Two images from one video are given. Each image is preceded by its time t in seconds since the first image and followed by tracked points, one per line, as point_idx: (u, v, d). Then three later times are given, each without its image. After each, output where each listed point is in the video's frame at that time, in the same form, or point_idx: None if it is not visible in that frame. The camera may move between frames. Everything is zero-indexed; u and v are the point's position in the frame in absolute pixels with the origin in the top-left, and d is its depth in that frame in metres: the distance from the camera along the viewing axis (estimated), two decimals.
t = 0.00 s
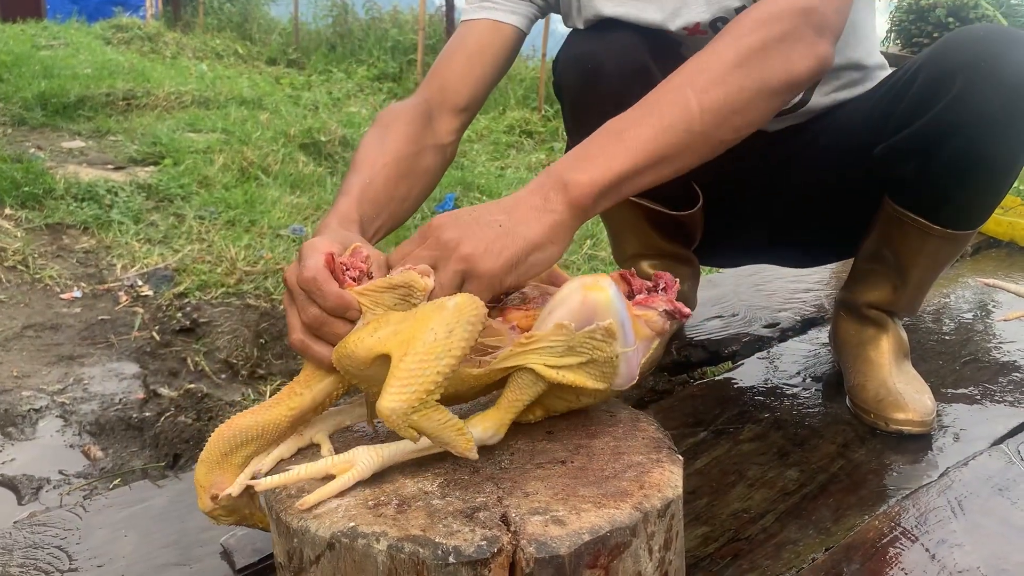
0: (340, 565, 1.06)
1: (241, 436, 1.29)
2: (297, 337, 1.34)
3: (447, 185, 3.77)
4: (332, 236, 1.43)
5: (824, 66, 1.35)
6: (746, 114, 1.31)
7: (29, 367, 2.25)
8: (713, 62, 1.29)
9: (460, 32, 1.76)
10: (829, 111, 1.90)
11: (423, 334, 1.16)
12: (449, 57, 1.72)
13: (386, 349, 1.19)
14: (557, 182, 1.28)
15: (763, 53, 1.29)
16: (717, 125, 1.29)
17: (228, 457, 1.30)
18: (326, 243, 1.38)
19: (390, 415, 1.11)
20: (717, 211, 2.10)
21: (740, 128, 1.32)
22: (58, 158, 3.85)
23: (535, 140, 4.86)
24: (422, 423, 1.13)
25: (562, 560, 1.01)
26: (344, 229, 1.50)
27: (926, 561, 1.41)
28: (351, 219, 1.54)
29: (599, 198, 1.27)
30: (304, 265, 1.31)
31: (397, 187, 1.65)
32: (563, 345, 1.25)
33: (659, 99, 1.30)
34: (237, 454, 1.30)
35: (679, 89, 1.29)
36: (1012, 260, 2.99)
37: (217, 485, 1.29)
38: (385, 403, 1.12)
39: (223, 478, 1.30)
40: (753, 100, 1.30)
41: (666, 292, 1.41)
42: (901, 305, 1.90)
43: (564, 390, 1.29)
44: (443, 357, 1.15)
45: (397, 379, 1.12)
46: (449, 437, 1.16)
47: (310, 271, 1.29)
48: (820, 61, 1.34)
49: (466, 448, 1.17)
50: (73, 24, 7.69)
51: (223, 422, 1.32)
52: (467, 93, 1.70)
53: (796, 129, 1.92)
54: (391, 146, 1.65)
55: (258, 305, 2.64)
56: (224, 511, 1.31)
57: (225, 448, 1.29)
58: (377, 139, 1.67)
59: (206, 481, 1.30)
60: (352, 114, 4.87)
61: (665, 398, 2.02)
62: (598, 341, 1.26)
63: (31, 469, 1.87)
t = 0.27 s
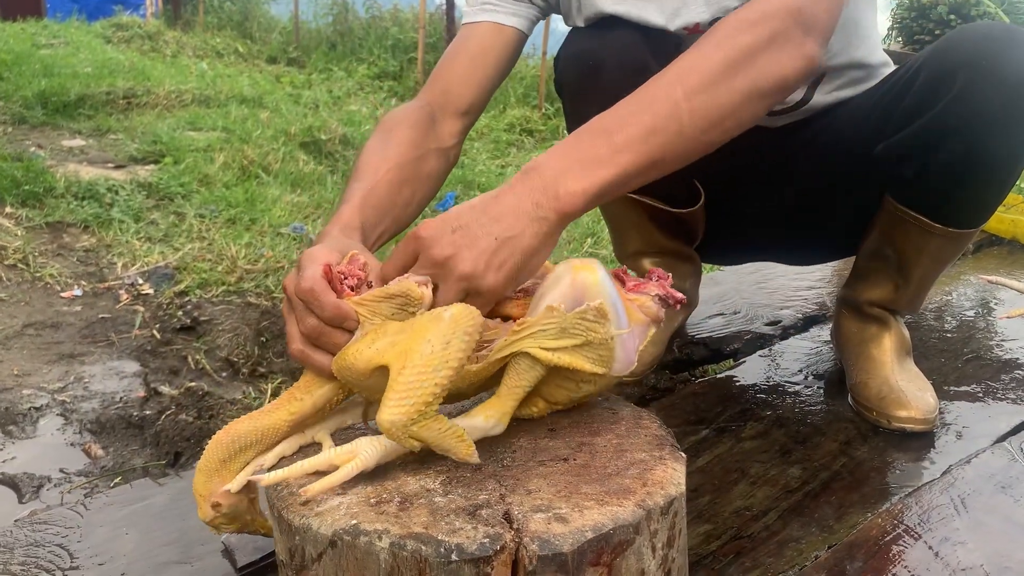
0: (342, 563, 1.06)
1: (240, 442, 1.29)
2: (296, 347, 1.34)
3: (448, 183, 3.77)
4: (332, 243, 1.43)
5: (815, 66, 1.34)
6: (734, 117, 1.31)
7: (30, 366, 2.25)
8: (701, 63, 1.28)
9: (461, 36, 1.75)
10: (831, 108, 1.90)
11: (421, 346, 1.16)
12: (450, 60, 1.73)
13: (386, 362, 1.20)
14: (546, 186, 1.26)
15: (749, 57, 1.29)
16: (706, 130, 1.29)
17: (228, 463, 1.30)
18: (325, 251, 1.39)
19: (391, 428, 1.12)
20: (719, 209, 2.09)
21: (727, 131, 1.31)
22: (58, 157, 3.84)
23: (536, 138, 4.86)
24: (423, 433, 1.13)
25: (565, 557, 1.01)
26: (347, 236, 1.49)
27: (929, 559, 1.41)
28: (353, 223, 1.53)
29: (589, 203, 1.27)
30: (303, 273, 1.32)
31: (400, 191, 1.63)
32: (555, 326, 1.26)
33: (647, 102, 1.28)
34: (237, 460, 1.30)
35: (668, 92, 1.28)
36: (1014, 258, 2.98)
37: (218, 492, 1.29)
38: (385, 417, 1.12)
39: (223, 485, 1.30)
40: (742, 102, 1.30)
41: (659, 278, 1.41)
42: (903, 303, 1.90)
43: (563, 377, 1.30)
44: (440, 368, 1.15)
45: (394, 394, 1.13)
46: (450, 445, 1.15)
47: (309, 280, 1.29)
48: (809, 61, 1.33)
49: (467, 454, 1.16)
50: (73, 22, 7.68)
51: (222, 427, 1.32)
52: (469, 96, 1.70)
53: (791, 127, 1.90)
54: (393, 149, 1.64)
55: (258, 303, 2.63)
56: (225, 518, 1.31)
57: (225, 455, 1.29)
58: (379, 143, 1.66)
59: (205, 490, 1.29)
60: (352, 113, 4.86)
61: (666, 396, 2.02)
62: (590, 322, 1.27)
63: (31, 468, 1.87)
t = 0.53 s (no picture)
0: (344, 561, 1.06)
1: (232, 443, 1.30)
2: (290, 351, 1.32)
3: (449, 181, 3.77)
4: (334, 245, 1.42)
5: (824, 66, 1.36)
6: (748, 114, 1.32)
7: (32, 364, 2.25)
8: (720, 61, 1.29)
9: (464, 30, 1.75)
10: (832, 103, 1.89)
11: (429, 338, 1.16)
12: (452, 55, 1.72)
13: (396, 356, 1.19)
14: (565, 172, 1.25)
15: (763, 54, 1.30)
16: (720, 125, 1.31)
17: (222, 465, 1.31)
18: (327, 254, 1.39)
19: (409, 422, 1.11)
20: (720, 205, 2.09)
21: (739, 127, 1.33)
22: (60, 155, 3.85)
23: (537, 135, 4.85)
24: (439, 422, 1.14)
25: (567, 554, 1.00)
26: (353, 233, 1.48)
27: (931, 555, 1.40)
28: (359, 221, 1.51)
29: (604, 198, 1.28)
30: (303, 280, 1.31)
31: (405, 188, 1.62)
32: (553, 305, 1.27)
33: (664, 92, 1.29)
34: (231, 462, 1.31)
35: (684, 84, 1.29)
36: (1016, 253, 2.97)
37: (214, 496, 1.28)
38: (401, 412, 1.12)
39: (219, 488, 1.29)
40: (755, 99, 1.31)
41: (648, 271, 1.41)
42: (905, 298, 1.89)
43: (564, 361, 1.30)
44: (451, 358, 1.15)
45: (409, 388, 1.12)
46: (467, 431, 1.16)
47: (310, 286, 1.27)
48: (819, 59, 1.35)
49: (485, 438, 1.18)
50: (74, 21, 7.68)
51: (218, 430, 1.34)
52: (474, 92, 1.70)
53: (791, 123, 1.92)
54: (398, 146, 1.63)
55: (260, 301, 2.63)
56: (223, 522, 1.30)
57: (219, 456, 1.30)
58: (383, 139, 1.65)
59: (202, 493, 1.30)
60: (353, 110, 4.86)
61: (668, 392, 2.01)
62: (586, 302, 1.27)
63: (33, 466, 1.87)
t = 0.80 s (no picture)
0: (346, 558, 1.06)
1: (237, 434, 1.29)
2: (297, 349, 1.30)
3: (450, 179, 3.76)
4: (349, 231, 1.39)
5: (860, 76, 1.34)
6: (792, 124, 1.29)
7: (34, 363, 2.25)
8: (775, 68, 1.25)
9: (472, 19, 1.75)
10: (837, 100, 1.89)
11: (455, 331, 1.16)
12: (462, 44, 1.72)
13: (419, 352, 1.19)
14: (615, 175, 1.20)
15: (816, 62, 1.27)
16: (765, 136, 1.28)
17: (226, 456, 1.30)
18: (343, 248, 1.34)
19: (438, 416, 1.12)
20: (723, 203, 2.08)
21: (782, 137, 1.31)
22: (61, 154, 3.85)
23: (539, 133, 4.85)
24: (465, 416, 1.15)
25: (569, 551, 1.00)
26: (369, 218, 1.46)
27: (934, 552, 1.40)
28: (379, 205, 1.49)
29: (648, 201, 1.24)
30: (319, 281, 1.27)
31: (419, 176, 1.61)
32: (573, 311, 1.27)
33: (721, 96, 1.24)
34: (235, 453, 1.30)
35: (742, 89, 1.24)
36: (1019, 250, 2.97)
37: (217, 487, 1.29)
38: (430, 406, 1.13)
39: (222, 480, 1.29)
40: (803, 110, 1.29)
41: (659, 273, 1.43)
42: (907, 296, 1.89)
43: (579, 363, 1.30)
44: (478, 351, 1.16)
45: (439, 382, 1.13)
46: (490, 424, 1.18)
47: (326, 287, 1.24)
48: (857, 71, 1.32)
49: (508, 430, 1.20)
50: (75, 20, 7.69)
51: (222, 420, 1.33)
52: (485, 81, 1.71)
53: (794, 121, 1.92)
54: (412, 133, 1.61)
55: (261, 299, 2.63)
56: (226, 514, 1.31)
57: (223, 448, 1.30)
58: (394, 128, 1.63)
59: (205, 484, 1.30)
60: (354, 108, 4.86)
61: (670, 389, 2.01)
62: (604, 306, 1.28)
63: (36, 464, 1.87)
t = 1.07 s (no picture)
0: (345, 558, 1.06)
1: (238, 424, 1.27)
2: (297, 324, 1.27)
3: (450, 179, 3.76)
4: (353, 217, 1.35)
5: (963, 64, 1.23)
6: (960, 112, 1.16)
7: (34, 362, 2.25)
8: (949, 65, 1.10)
9: (474, 17, 1.76)
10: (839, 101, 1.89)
11: (420, 361, 1.14)
12: (463, 41, 1.73)
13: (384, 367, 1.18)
14: (849, 218, 0.99)
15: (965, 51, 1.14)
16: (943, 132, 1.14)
17: (228, 446, 1.28)
18: (346, 227, 1.30)
19: (382, 438, 1.11)
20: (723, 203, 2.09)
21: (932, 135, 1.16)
22: (61, 153, 3.85)
23: (539, 133, 4.85)
24: (416, 443, 1.12)
25: (568, 551, 1.01)
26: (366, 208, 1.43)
27: (933, 552, 1.40)
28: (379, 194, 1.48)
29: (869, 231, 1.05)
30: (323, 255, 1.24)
31: (418, 168, 1.59)
32: (573, 360, 1.24)
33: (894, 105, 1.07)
34: (236, 443, 1.28)
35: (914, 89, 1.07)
36: (1018, 250, 2.97)
37: (220, 477, 1.26)
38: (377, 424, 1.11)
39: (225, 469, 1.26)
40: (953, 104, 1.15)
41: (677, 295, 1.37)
42: (907, 295, 1.89)
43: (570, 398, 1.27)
44: (438, 385, 1.13)
45: (390, 405, 1.11)
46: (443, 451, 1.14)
47: (329, 263, 1.21)
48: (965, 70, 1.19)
49: (465, 458, 1.16)
50: (76, 19, 7.69)
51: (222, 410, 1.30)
52: (484, 76, 1.71)
53: (799, 119, 1.93)
54: (411, 126, 1.60)
55: (262, 299, 2.63)
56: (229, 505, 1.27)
57: (224, 437, 1.27)
58: (393, 121, 1.61)
59: (207, 475, 1.26)
60: (355, 108, 4.86)
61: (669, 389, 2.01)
62: (608, 356, 1.25)
63: (35, 463, 1.87)
